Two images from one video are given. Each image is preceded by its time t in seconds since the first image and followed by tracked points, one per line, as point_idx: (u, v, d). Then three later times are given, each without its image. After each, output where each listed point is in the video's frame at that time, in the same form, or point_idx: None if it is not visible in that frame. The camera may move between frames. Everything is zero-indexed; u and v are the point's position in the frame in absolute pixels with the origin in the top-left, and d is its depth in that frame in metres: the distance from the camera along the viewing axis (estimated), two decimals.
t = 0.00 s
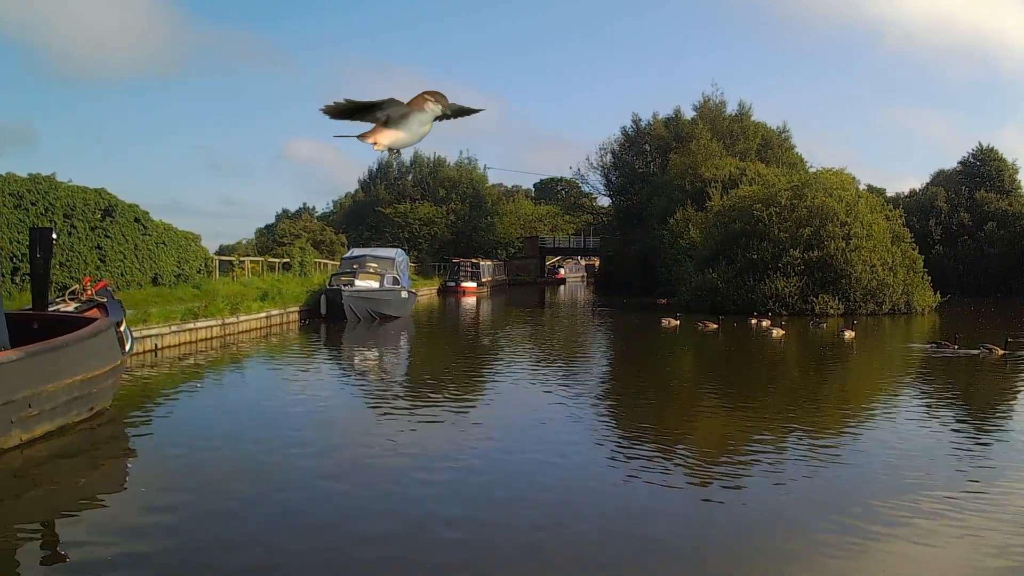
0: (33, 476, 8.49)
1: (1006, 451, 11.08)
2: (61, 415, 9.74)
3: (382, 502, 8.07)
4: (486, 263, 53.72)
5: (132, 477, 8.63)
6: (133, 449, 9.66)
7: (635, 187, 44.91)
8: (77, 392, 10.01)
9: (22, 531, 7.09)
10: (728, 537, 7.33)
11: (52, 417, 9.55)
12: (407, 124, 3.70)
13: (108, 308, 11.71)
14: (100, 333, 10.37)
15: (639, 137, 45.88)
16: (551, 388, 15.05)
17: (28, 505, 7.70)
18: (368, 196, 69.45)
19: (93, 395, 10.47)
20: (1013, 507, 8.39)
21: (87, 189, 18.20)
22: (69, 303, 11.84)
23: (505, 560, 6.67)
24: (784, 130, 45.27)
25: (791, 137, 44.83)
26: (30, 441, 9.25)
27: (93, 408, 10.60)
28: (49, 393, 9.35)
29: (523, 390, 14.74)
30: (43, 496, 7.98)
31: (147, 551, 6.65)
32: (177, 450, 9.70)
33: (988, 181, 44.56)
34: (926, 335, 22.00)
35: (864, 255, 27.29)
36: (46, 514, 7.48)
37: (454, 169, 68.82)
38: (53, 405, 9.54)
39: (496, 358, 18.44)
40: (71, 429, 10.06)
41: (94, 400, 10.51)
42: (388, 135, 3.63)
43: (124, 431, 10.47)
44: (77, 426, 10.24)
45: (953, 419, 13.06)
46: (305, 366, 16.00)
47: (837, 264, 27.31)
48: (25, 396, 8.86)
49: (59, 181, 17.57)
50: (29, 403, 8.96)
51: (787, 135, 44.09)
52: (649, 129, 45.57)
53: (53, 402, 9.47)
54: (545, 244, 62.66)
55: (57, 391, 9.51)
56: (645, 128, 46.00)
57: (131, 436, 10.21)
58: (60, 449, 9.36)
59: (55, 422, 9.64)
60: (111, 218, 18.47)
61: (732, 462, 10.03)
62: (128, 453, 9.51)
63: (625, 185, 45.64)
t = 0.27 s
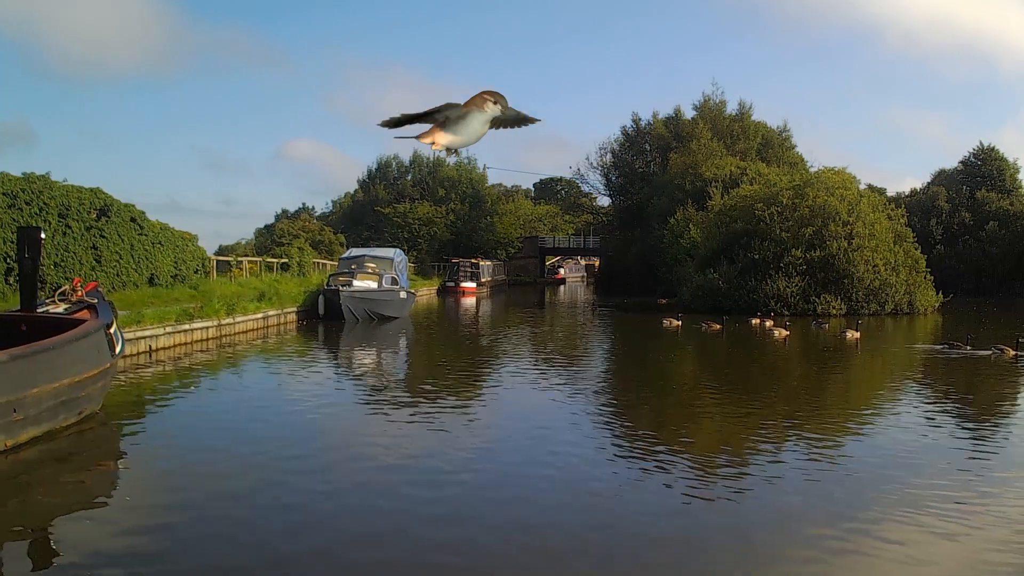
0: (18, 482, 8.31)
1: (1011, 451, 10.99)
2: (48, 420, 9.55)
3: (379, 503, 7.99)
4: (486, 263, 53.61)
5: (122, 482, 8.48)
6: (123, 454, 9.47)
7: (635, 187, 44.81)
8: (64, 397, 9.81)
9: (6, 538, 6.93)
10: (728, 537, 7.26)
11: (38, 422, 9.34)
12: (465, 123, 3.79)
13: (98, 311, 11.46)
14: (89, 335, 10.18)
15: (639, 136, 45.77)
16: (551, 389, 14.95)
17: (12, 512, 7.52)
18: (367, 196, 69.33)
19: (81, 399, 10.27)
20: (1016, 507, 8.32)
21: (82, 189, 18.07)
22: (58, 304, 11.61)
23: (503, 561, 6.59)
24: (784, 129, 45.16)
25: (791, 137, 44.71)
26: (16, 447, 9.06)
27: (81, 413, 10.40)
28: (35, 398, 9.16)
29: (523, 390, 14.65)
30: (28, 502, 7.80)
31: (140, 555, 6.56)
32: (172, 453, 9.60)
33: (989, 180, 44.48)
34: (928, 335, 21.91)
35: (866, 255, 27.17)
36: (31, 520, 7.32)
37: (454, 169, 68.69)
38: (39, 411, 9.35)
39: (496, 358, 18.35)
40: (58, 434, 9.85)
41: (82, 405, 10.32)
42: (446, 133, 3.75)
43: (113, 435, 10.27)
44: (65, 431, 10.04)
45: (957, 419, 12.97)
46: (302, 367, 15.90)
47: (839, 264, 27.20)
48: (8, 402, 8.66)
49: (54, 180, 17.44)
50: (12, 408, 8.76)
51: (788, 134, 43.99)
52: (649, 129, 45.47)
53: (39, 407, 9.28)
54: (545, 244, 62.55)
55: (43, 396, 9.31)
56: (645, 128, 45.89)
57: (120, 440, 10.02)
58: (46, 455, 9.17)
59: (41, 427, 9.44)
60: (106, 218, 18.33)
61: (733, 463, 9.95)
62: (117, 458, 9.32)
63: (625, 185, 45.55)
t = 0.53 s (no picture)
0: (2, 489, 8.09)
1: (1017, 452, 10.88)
2: (33, 426, 9.30)
3: (378, 503, 7.88)
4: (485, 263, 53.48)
5: (113, 486, 8.30)
6: (112, 459, 9.22)
7: (635, 186, 44.70)
8: (49, 402, 9.53)
9: None
10: (733, 537, 7.15)
11: (22, 428, 9.09)
12: (525, 127, 3.57)
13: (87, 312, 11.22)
14: (75, 338, 9.90)
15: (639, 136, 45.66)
16: (552, 389, 14.84)
17: None
18: (366, 196, 69.20)
19: (69, 404, 10.02)
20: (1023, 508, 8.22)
21: (77, 188, 17.94)
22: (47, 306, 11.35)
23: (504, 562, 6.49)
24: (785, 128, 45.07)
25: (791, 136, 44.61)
26: None
27: (69, 418, 10.15)
28: (19, 403, 8.92)
29: (524, 390, 14.54)
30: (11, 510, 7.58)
31: (133, 557, 6.45)
32: (167, 455, 9.47)
33: (990, 180, 44.41)
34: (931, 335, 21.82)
35: (868, 254, 27.06)
36: (16, 527, 7.12)
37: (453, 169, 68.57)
38: (24, 416, 9.11)
39: (496, 359, 18.22)
40: (43, 441, 9.59)
41: (69, 410, 10.07)
42: (506, 137, 3.56)
43: (102, 441, 10.02)
44: (51, 437, 9.80)
45: (962, 420, 12.86)
46: (299, 368, 15.77)
47: (842, 264, 27.09)
48: None
49: (48, 179, 17.32)
50: None
51: (788, 134, 43.90)
52: (649, 128, 45.36)
53: (24, 413, 9.04)
54: (544, 244, 62.43)
55: (27, 401, 9.07)
56: (645, 128, 45.79)
57: (109, 446, 9.76)
58: (31, 461, 8.93)
59: (25, 433, 9.20)
60: (100, 218, 18.21)
61: (736, 463, 9.84)
62: (106, 464, 9.07)
63: (625, 185, 45.45)
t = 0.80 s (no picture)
0: None
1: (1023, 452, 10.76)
2: (15, 432, 9.12)
3: (373, 504, 7.79)
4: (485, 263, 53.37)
5: (100, 489, 8.17)
6: (100, 462, 9.07)
7: (635, 186, 44.59)
8: (31, 408, 9.33)
9: None
10: (732, 537, 7.06)
11: (3, 434, 8.91)
12: (581, 124, 3.27)
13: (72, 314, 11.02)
14: (60, 341, 9.73)
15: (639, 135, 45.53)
16: (553, 390, 14.73)
17: None
18: (365, 196, 69.11)
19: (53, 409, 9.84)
20: None
21: (71, 188, 17.84)
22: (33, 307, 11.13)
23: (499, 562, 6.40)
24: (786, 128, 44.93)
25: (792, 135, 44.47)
26: None
27: (53, 423, 9.96)
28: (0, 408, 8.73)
29: (524, 391, 14.43)
30: None
31: (122, 560, 6.36)
32: (160, 457, 9.37)
33: (992, 179, 44.26)
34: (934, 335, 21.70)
35: (871, 254, 26.93)
36: None
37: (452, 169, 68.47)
38: (5, 421, 8.92)
39: (496, 359, 18.11)
40: (27, 446, 9.41)
41: (54, 415, 9.88)
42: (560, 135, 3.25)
43: (88, 445, 9.83)
44: (35, 442, 9.62)
45: (967, 421, 12.74)
46: (297, 370, 15.66)
47: (845, 264, 26.95)
48: None
49: (42, 179, 17.22)
50: None
51: (789, 133, 43.77)
52: (649, 128, 45.24)
53: (5, 418, 8.86)
54: (544, 244, 62.28)
55: (9, 406, 8.88)
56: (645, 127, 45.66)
57: (96, 451, 9.58)
58: (13, 468, 8.75)
59: (7, 439, 9.02)
60: (95, 218, 18.10)
61: (738, 463, 9.73)
62: (93, 469, 8.91)
63: (625, 184, 45.34)
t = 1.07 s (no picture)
0: None
1: None
2: None
3: (366, 504, 7.71)
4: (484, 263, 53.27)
5: (88, 493, 8.06)
6: (89, 467, 8.92)
7: (635, 186, 44.47)
8: (15, 412, 9.18)
9: None
10: (729, 537, 6.97)
11: None
12: (641, 127, 3.22)
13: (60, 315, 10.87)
14: (43, 345, 9.55)
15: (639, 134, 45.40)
16: (552, 390, 14.63)
17: None
18: (364, 196, 69.00)
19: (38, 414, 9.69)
20: None
21: (65, 188, 17.75)
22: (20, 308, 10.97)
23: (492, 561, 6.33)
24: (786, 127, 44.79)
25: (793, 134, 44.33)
26: None
27: (38, 428, 9.80)
28: None
29: (523, 391, 14.33)
30: None
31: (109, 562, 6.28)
32: (151, 459, 9.28)
33: (993, 178, 44.16)
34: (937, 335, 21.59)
35: (874, 254, 26.80)
36: None
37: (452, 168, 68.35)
38: None
39: (496, 359, 17.99)
40: (10, 454, 9.24)
41: (38, 420, 9.72)
42: (621, 137, 3.20)
43: (75, 450, 9.70)
44: (19, 449, 9.45)
45: (971, 421, 12.63)
46: (293, 370, 15.56)
47: (847, 263, 26.82)
48: None
49: (36, 179, 17.13)
50: None
51: (789, 132, 43.65)
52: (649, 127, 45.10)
53: None
54: (544, 244, 62.16)
55: None
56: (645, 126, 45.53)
57: (83, 455, 9.45)
58: None
59: None
60: (89, 218, 18.01)
61: (737, 463, 9.64)
62: (81, 473, 8.79)
63: (625, 184, 45.22)
